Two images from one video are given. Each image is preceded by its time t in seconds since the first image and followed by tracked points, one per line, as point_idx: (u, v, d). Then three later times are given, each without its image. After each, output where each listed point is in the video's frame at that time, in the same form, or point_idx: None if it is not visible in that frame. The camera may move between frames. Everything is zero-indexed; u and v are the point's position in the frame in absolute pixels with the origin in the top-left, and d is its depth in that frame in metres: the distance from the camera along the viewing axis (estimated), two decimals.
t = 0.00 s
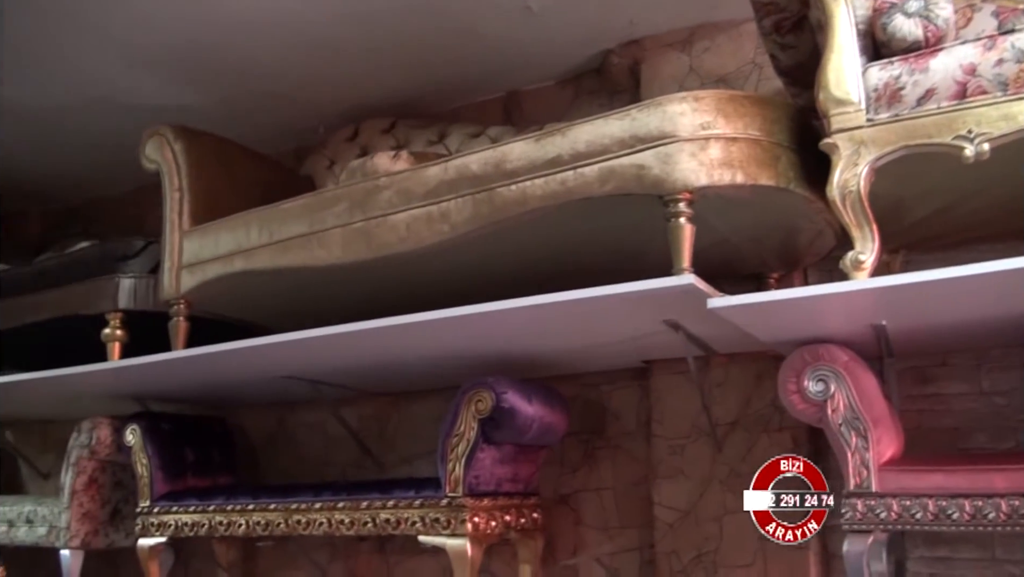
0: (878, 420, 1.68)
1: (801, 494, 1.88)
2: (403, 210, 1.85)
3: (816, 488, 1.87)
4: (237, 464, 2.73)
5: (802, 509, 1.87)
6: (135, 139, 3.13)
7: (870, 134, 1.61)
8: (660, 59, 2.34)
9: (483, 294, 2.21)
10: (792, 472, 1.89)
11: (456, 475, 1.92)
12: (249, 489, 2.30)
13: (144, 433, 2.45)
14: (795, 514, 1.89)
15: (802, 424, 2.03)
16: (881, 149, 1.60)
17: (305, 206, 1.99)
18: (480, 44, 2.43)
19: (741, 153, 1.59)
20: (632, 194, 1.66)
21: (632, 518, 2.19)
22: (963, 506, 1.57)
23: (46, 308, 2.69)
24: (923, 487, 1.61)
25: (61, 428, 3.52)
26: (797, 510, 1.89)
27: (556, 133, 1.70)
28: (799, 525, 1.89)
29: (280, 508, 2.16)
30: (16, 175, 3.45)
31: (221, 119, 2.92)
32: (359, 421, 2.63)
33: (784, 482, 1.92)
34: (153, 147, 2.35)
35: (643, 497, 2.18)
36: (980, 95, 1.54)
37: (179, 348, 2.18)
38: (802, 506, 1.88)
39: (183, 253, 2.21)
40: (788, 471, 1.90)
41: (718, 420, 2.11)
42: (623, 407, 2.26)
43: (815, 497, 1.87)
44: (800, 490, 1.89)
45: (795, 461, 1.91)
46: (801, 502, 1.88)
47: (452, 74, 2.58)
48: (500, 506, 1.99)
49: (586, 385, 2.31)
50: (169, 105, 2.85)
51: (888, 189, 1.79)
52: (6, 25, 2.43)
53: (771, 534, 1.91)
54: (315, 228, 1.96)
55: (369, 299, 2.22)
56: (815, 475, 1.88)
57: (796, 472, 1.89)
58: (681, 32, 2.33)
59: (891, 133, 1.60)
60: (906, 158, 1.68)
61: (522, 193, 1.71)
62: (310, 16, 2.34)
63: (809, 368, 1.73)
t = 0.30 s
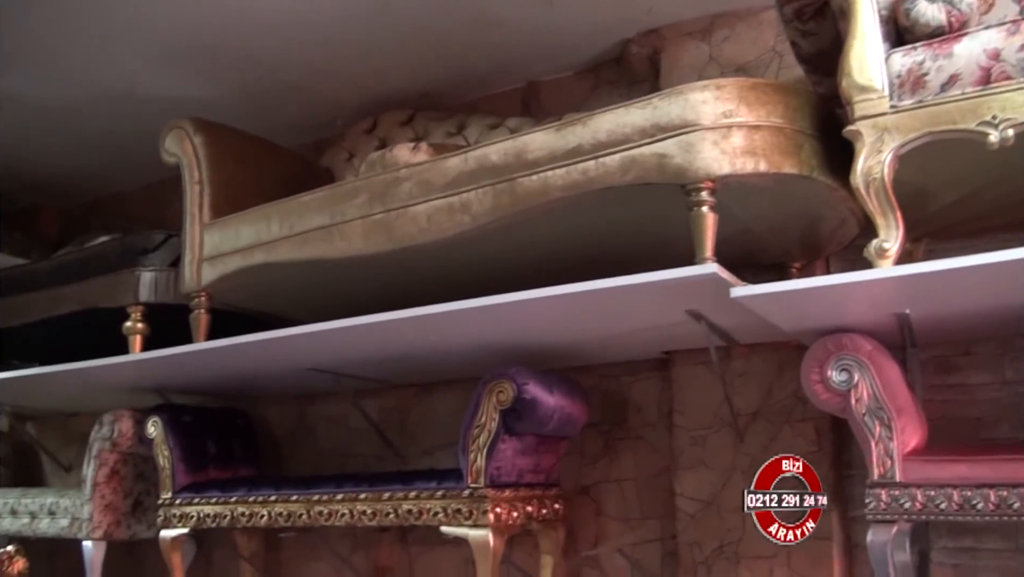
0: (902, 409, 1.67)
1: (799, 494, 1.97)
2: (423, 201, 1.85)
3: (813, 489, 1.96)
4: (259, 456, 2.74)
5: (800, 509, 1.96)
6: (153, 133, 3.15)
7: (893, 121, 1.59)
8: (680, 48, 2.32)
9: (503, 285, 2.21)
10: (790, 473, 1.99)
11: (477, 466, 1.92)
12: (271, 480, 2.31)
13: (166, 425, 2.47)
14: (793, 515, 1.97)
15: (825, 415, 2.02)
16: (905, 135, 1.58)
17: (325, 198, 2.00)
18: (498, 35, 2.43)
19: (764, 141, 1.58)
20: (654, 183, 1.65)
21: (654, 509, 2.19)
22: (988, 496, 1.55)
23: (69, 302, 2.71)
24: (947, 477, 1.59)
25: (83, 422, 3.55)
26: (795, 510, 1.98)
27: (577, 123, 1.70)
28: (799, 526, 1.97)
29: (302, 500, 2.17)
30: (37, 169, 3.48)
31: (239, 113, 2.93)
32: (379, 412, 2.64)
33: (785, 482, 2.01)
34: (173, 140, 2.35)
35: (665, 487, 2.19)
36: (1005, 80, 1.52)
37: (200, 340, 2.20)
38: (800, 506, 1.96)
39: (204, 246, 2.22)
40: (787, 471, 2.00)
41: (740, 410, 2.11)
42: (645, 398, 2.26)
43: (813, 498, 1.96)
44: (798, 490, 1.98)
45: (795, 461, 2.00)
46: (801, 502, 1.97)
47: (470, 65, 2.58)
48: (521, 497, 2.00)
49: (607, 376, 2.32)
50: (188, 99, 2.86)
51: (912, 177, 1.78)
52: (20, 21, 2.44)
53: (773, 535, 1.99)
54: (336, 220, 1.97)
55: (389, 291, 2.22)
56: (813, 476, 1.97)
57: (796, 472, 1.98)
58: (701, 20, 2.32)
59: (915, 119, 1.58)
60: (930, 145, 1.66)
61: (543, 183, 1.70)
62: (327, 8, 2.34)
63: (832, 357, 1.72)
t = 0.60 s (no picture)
0: (932, 397, 1.65)
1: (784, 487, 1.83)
2: (449, 190, 1.85)
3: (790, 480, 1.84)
4: (285, 446, 2.76)
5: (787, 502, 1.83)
6: (177, 125, 3.16)
7: (923, 106, 1.57)
8: (705, 35, 2.30)
9: (528, 274, 2.21)
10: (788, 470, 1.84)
11: (504, 455, 1.92)
12: (298, 470, 2.32)
13: (191, 415, 2.48)
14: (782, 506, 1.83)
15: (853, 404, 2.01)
16: (935, 120, 1.56)
17: (350, 188, 2.00)
18: (520, 23, 2.42)
19: (793, 126, 1.56)
20: (682, 171, 1.64)
21: (681, 498, 2.19)
22: (1018, 485, 1.53)
23: (96, 293, 2.73)
24: (977, 465, 1.57)
25: (109, 412, 3.58)
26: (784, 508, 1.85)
27: (603, 110, 1.69)
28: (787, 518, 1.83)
29: (329, 489, 2.18)
30: (63, 161, 3.50)
31: (263, 104, 2.93)
32: (405, 402, 2.65)
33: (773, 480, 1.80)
34: (198, 131, 2.36)
35: (691, 477, 2.19)
36: None
37: (227, 331, 2.21)
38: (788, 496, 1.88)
39: (230, 237, 2.23)
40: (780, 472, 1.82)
41: (768, 399, 2.10)
42: (671, 387, 2.26)
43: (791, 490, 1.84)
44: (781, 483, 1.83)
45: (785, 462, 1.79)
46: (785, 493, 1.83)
47: (492, 54, 2.57)
48: (547, 486, 2.00)
49: (634, 365, 2.32)
50: (212, 91, 2.87)
51: (942, 163, 1.75)
52: (46, 14, 2.45)
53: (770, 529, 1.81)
54: (362, 210, 1.97)
55: (414, 280, 2.23)
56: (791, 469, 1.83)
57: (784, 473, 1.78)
58: (725, 6, 2.29)
59: (945, 104, 1.55)
60: (960, 129, 1.63)
61: (569, 171, 1.69)
62: None
63: (861, 345, 1.70)
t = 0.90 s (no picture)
0: (962, 386, 1.63)
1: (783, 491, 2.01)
2: (475, 181, 1.85)
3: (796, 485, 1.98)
4: (312, 437, 2.78)
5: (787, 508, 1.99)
6: (201, 118, 3.18)
7: (953, 90, 1.55)
8: (729, 23, 2.28)
9: (554, 264, 2.21)
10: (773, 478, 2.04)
11: (530, 445, 1.93)
12: (325, 460, 2.33)
13: (218, 406, 2.50)
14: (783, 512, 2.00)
15: (882, 393, 1.99)
16: (964, 105, 1.54)
17: (376, 179, 2.00)
18: (543, 13, 2.41)
19: (821, 113, 1.55)
20: (709, 158, 1.63)
21: (708, 488, 2.18)
22: None
23: (123, 286, 2.75)
24: (1008, 454, 1.55)
25: (137, 404, 3.61)
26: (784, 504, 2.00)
27: (629, 98, 1.68)
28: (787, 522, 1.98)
29: (356, 479, 2.19)
30: (89, 155, 3.53)
31: (286, 96, 2.94)
32: (430, 392, 2.66)
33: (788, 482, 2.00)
34: (223, 125, 2.37)
35: (718, 467, 2.18)
36: None
37: (254, 322, 2.22)
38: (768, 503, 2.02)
39: (256, 229, 2.24)
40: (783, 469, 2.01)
41: (795, 388, 2.09)
42: (698, 376, 2.25)
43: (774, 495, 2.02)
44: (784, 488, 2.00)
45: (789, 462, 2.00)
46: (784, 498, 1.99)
47: (515, 45, 2.56)
48: (574, 476, 2.00)
49: (660, 355, 2.32)
50: (235, 84, 2.88)
51: (973, 148, 1.73)
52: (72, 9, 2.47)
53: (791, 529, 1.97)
54: (387, 201, 1.97)
55: (440, 271, 2.23)
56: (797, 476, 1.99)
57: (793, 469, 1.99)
58: None
59: (974, 88, 1.53)
60: (991, 114, 1.61)
61: (596, 160, 1.69)
62: None
63: (890, 334, 1.68)
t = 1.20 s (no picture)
0: (992, 374, 1.61)
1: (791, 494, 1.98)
2: (501, 171, 1.84)
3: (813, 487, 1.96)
4: (339, 428, 2.80)
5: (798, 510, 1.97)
6: (225, 112, 3.20)
7: (982, 75, 1.53)
8: (753, 10, 2.19)
9: (579, 254, 2.20)
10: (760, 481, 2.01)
11: (558, 435, 1.93)
12: (352, 451, 2.35)
13: (245, 398, 2.52)
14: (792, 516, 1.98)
15: (911, 382, 1.98)
16: (993, 90, 1.51)
17: (401, 171, 2.01)
18: (567, 3, 2.40)
19: (850, 99, 1.53)
20: (736, 146, 1.62)
21: (736, 478, 2.18)
22: None
23: (150, 279, 2.77)
24: None
25: (164, 396, 3.65)
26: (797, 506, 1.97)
27: (656, 87, 1.67)
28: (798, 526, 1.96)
29: (383, 470, 2.20)
30: (115, 149, 3.56)
31: (310, 89, 2.95)
32: (456, 383, 2.67)
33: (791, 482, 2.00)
34: (248, 118, 2.38)
35: (746, 457, 2.17)
36: None
37: (281, 314, 2.23)
38: (775, 505, 1.97)
39: (282, 221, 2.25)
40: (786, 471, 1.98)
41: (823, 377, 2.08)
42: (725, 365, 2.24)
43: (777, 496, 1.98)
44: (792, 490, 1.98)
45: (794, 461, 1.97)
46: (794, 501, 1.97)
47: (539, 35, 2.55)
48: (601, 466, 2.00)
49: (687, 345, 2.31)
50: (259, 77, 2.90)
51: (1004, 133, 1.71)
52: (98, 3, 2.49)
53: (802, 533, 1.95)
54: (413, 192, 1.97)
55: (465, 261, 2.23)
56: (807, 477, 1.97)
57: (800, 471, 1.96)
58: None
59: (1004, 73, 1.51)
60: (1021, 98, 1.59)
61: (623, 149, 1.68)
62: None
63: (919, 322, 1.67)
